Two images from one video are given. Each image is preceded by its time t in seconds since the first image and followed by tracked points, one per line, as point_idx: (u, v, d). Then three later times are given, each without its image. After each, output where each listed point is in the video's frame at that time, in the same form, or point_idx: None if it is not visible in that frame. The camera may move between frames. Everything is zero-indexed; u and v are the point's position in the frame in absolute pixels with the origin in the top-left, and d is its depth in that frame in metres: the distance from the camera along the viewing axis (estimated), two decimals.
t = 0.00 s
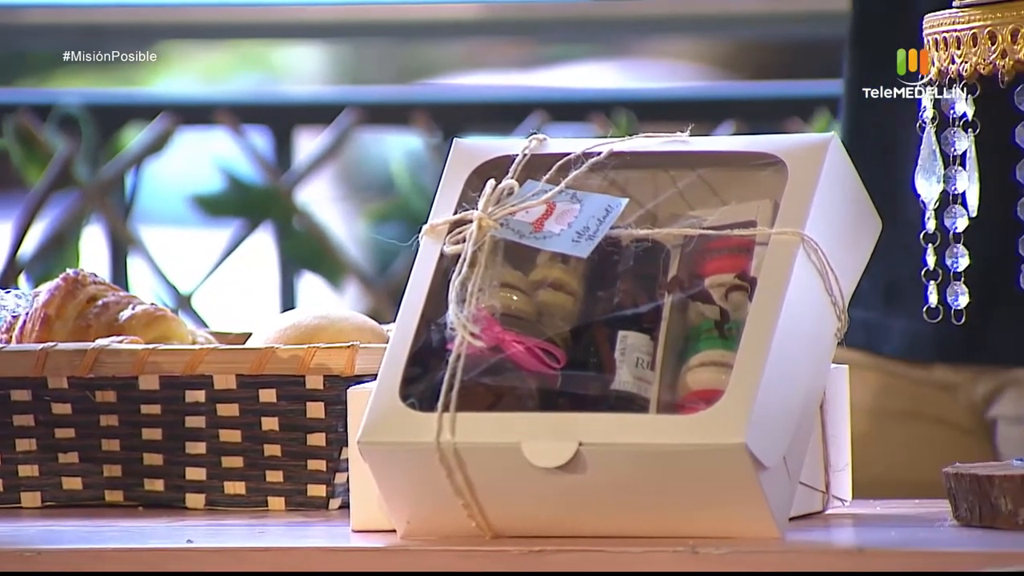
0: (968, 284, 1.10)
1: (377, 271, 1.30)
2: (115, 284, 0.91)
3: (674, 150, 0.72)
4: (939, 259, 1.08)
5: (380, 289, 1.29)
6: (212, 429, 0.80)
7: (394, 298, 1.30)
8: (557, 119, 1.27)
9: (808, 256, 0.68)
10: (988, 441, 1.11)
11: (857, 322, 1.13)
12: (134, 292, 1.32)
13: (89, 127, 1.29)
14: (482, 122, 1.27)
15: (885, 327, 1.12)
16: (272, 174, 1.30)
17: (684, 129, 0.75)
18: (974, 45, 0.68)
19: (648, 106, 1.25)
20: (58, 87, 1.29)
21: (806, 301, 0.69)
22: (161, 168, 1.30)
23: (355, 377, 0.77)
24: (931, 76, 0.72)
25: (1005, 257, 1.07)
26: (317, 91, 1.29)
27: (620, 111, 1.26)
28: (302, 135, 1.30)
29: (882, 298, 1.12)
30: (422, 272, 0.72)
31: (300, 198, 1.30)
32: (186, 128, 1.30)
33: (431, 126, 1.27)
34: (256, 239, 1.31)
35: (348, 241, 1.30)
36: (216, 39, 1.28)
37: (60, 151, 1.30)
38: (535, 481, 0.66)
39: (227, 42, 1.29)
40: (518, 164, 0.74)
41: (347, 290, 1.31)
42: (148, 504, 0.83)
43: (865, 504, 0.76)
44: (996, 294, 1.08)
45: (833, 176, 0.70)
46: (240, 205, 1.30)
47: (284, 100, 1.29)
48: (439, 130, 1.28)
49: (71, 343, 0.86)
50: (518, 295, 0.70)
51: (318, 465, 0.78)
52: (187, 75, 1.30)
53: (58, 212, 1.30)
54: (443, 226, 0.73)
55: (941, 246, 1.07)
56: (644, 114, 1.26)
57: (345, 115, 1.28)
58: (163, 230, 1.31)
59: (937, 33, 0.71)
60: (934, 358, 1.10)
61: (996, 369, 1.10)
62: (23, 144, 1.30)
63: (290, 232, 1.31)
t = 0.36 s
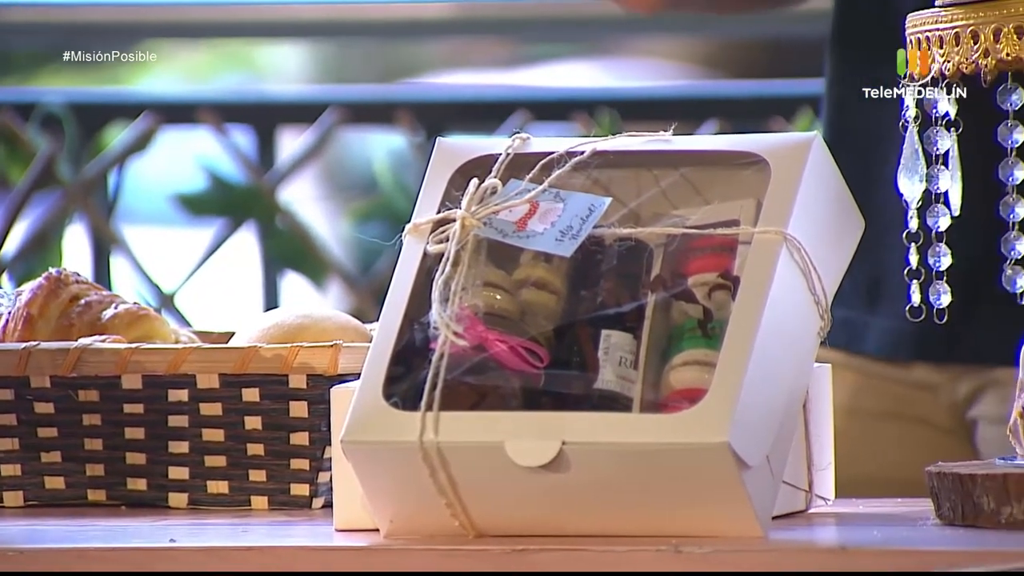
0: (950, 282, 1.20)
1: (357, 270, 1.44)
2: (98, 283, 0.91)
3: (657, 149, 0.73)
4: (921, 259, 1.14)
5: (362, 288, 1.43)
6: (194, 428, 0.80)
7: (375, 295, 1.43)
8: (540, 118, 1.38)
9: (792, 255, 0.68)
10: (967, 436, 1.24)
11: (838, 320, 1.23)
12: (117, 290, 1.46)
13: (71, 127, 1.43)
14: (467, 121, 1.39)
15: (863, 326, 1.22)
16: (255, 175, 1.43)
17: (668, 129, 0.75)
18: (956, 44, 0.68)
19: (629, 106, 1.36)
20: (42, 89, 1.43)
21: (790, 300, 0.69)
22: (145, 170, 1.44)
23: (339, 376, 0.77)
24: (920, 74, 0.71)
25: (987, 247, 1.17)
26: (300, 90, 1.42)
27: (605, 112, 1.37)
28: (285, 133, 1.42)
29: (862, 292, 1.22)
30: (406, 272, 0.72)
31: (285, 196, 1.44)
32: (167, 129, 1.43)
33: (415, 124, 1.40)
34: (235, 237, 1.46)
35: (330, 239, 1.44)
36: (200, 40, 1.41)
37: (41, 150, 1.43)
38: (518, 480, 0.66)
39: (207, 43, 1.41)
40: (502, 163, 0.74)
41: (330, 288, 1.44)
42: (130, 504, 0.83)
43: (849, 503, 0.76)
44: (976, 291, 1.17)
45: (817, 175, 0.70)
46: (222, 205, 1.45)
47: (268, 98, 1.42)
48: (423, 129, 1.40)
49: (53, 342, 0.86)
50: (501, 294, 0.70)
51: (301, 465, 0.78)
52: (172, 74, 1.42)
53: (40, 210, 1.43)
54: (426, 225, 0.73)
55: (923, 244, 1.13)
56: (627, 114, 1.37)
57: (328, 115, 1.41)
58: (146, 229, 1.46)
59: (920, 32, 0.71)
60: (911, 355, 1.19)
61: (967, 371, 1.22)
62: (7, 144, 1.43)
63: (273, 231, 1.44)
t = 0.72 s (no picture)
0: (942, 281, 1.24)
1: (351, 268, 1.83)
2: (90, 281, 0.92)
3: (649, 148, 0.73)
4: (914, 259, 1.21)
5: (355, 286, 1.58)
6: (187, 427, 0.80)
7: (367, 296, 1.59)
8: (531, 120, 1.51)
9: (785, 254, 0.68)
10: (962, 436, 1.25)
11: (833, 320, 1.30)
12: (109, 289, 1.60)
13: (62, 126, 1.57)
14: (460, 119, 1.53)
15: (859, 325, 1.27)
16: (249, 174, 1.81)
17: (660, 127, 0.75)
18: (949, 43, 0.68)
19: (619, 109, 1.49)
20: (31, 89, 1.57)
21: (782, 299, 0.69)
22: (138, 173, 1.82)
23: (331, 375, 0.78)
24: (921, 75, 0.70)
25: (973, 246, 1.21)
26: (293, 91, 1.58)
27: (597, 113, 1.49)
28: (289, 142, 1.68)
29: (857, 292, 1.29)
30: (398, 270, 0.72)
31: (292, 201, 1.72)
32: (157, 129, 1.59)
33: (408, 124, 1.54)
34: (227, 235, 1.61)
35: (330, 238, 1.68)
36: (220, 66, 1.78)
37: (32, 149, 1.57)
38: (511, 478, 0.66)
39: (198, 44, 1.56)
40: (494, 161, 0.74)
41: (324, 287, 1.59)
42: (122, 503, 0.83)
43: (841, 501, 0.76)
44: (969, 291, 1.22)
45: (809, 174, 0.71)
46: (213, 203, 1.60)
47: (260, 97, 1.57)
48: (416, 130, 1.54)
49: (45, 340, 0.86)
50: (494, 292, 0.70)
51: (294, 462, 0.78)
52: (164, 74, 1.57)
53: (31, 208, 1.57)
54: (419, 223, 0.73)
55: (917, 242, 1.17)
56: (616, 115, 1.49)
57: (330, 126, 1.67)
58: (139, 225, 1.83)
59: (911, 31, 0.71)
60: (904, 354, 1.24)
61: (961, 369, 1.23)
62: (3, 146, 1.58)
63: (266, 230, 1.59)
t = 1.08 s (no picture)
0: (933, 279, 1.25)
1: (340, 267, 1.87)
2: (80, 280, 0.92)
3: (638, 147, 0.73)
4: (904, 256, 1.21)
5: (343, 284, 1.85)
6: (176, 426, 0.81)
7: (354, 293, 1.85)
8: (520, 117, 1.78)
9: (774, 253, 0.68)
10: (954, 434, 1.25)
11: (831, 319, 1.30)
12: (100, 283, 1.87)
13: (52, 124, 1.82)
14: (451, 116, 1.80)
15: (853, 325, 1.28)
16: (239, 173, 1.84)
17: (651, 126, 0.75)
18: (938, 41, 0.68)
19: (608, 106, 1.76)
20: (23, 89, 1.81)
21: (773, 299, 0.69)
22: (127, 173, 1.87)
23: (321, 373, 0.78)
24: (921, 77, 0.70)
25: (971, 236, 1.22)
26: (277, 82, 1.86)
27: (586, 108, 1.76)
28: (268, 131, 1.85)
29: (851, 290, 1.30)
30: (388, 268, 0.72)
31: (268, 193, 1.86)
32: (149, 127, 1.85)
33: (396, 120, 1.80)
34: (215, 231, 1.86)
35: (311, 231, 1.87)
36: (179, 36, 1.85)
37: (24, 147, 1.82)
38: (501, 477, 0.66)
39: (188, 45, 1.86)
40: (484, 159, 0.74)
41: (312, 285, 1.86)
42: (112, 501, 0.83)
43: (831, 500, 0.76)
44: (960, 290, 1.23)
45: (798, 173, 0.71)
46: (203, 201, 1.85)
47: (245, 90, 1.85)
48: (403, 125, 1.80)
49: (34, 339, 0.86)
50: (484, 291, 0.70)
51: (283, 461, 0.78)
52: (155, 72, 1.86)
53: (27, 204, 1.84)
54: (409, 222, 0.73)
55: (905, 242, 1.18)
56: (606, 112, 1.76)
57: (310, 113, 1.82)
58: (127, 224, 1.89)
59: (901, 30, 0.71)
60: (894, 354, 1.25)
61: (954, 368, 1.23)
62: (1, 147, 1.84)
63: (256, 226, 1.85)
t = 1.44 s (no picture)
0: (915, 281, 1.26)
1: (325, 266, 2.03)
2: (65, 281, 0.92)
3: (622, 147, 0.73)
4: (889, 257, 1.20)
5: (327, 283, 2.00)
6: (161, 427, 0.81)
7: (337, 294, 2.00)
8: (504, 117, 1.94)
9: (759, 253, 0.69)
10: (871, 446, 1.23)
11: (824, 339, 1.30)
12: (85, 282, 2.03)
13: (37, 122, 1.96)
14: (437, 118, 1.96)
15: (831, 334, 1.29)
16: (224, 173, 2.01)
17: (635, 127, 0.75)
18: (923, 42, 0.69)
19: (592, 105, 1.91)
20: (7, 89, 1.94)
21: (757, 298, 0.69)
22: (112, 174, 2.02)
23: (306, 373, 0.78)
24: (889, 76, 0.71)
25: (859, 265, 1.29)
26: (263, 83, 2.01)
27: (570, 108, 1.92)
28: (252, 133, 2.01)
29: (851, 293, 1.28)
30: (373, 269, 0.72)
31: (252, 194, 2.03)
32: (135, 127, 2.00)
33: (381, 121, 1.95)
34: (199, 232, 2.03)
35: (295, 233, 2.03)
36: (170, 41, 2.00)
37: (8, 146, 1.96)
38: (486, 476, 0.66)
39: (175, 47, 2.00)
40: (469, 160, 0.74)
41: (295, 284, 2.02)
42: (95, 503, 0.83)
43: (815, 500, 0.77)
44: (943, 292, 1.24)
45: (782, 173, 0.71)
46: (188, 202, 2.02)
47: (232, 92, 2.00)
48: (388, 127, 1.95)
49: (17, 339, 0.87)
50: (468, 291, 0.70)
51: (270, 462, 0.78)
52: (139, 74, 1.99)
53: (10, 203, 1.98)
54: (394, 222, 0.73)
55: (890, 242, 1.19)
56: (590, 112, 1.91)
57: (295, 113, 1.98)
58: (108, 223, 2.04)
59: (886, 31, 0.71)
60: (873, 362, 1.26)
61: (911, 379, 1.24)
62: None
63: (242, 228, 2.02)
